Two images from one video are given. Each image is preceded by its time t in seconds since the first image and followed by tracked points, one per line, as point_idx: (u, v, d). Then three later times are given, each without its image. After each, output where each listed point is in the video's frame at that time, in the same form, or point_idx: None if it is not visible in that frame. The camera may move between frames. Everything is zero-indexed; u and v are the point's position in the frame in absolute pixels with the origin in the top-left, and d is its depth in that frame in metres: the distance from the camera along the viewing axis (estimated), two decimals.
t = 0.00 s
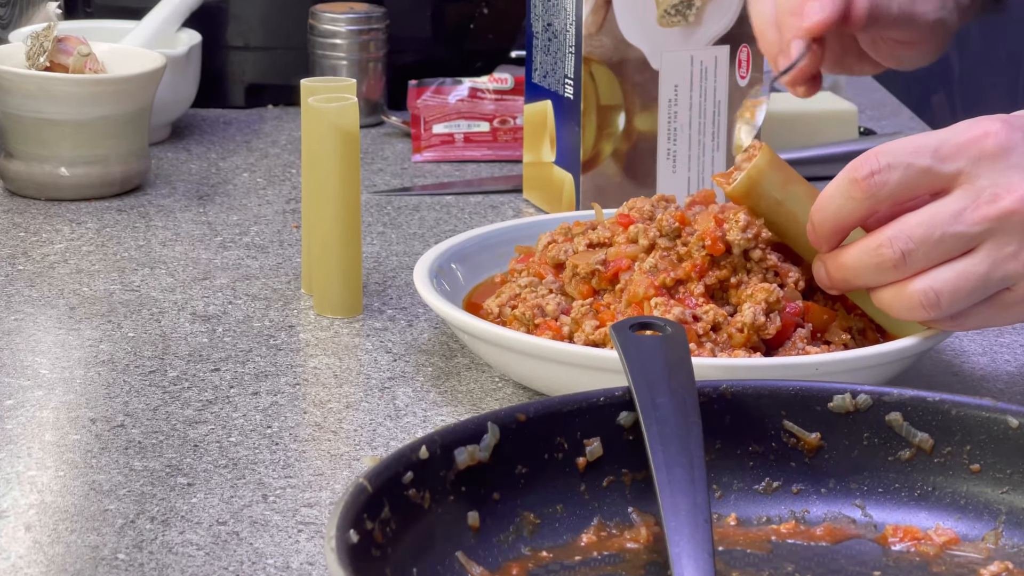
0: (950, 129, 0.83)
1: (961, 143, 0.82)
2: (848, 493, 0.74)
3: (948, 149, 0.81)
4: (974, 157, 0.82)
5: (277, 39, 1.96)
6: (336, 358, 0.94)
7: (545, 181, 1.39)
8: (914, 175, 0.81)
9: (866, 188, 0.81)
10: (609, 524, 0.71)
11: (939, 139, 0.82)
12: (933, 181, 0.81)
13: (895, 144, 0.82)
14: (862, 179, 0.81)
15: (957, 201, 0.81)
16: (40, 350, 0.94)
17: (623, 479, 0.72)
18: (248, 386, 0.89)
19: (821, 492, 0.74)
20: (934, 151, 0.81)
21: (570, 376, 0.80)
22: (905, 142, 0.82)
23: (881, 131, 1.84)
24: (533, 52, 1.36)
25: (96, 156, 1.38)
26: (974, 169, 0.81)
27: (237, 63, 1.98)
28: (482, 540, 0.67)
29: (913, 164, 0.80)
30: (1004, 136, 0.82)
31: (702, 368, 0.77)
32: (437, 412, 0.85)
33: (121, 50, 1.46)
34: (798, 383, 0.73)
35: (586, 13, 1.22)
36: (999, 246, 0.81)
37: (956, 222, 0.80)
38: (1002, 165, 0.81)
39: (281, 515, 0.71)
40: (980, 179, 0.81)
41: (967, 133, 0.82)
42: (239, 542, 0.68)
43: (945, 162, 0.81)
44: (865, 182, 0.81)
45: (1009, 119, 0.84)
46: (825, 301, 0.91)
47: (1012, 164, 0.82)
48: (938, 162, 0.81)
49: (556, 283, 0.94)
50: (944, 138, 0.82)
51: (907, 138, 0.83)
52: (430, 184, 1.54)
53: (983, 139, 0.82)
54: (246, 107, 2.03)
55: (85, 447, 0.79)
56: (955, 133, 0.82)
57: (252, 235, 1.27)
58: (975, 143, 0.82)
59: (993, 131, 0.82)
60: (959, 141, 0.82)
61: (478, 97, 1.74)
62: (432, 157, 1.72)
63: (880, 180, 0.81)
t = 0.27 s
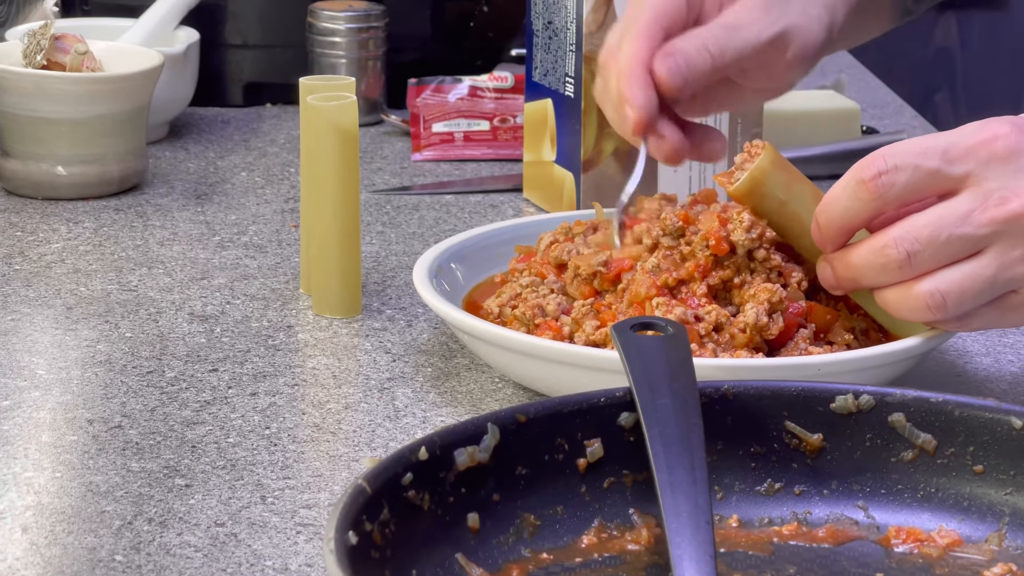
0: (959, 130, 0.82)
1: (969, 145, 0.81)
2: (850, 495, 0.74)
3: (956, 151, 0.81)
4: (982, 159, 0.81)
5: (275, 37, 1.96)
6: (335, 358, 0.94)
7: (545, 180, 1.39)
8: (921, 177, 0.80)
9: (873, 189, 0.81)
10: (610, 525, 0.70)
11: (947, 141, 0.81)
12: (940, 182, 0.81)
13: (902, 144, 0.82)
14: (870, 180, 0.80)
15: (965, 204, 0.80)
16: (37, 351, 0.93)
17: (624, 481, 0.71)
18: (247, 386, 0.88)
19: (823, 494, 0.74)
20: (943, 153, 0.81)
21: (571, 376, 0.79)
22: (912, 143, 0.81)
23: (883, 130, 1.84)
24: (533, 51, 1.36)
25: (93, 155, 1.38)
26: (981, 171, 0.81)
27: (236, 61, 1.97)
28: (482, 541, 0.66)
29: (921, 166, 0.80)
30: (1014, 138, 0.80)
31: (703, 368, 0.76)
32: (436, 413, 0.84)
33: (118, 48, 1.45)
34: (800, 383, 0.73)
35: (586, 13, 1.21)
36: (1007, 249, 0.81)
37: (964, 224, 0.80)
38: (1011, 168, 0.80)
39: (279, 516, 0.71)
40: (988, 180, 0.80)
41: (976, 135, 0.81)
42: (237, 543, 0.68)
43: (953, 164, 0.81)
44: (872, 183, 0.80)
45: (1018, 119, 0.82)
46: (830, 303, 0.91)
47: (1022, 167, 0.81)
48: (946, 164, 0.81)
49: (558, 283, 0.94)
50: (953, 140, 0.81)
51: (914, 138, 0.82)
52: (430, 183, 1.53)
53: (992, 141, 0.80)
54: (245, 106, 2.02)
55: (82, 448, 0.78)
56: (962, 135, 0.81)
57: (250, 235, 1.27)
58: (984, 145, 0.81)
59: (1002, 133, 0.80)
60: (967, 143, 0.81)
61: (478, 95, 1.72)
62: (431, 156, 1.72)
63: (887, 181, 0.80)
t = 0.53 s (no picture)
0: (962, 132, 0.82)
1: (973, 145, 0.80)
2: (852, 496, 0.73)
3: (961, 152, 0.80)
4: (987, 161, 0.80)
5: (273, 36, 1.96)
6: (334, 359, 0.93)
7: (546, 179, 1.38)
8: (925, 176, 0.79)
9: (876, 187, 0.80)
10: (611, 527, 0.70)
11: (953, 142, 0.80)
12: (944, 182, 0.80)
13: (907, 143, 0.81)
14: (873, 179, 0.79)
15: (969, 205, 0.80)
16: (33, 351, 0.93)
17: (625, 482, 0.71)
18: (245, 387, 0.88)
19: (825, 495, 0.73)
20: (947, 153, 0.80)
21: (573, 377, 0.79)
22: (917, 142, 0.80)
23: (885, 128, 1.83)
24: (533, 49, 1.36)
25: (90, 153, 1.37)
26: (986, 172, 0.80)
27: (234, 60, 1.97)
28: (481, 543, 0.65)
29: (925, 165, 0.79)
30: (1018, 140, 0.80)
31: (705, 369, 0.75)
32: (436, 414, 0.84)
33: (115, 47, 1.45)
34: (803, 384, 0.72)
35: (587, 10, 1.21)
36: (1010, 251, 0.80)
37: (967, 225, 0.79)
38: (1016, 169, 0.80)
39: (278, 517, 0.70)
40: (994, 181, 0.80)
41: (980, 137, 0.81)
42: (235, 545, 0.67)
43: (957, 165, 0.80)
44: (875, 181, 0.79)
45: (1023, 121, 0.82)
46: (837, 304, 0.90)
47: None
48: (950, 164, 0.80)
49: (558, 283, 0.93)
50: (957, 141, 0.81)
51: (918, 137, 0.81)
52: (429, 183, 1.53)
53: (997, 143, 0.80)
54: (242, 104, 2.01)
55: (79, 449, 0.78)
56: (968, 136, 0.81)
57: (248, 234, 1.26)
58: (989, 146, 0.80)
59: (1007, 135, 0.80)
60: (971, 144, 0.80)
61: (478, 94, 1.73)
62: (430, 156, 1.71)
63: (891, 180, 0.79)
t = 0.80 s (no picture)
0: (963, 128, 0.81)
1: (974, 142, 0.80)
2: (855, 497, 0.72)
3: (961, 148, 0.80)
4: (987, 157, 0.80)
5: (271, 34, 1.96)
6: (333, 359, 0.93)
7: (546, 178, 1.38)
8: (925, 172, 0.79)
9: (876, 183, 0.79)
10: (611, 529, 0.69)
11: (953, 138, 0.80)
12: (944, 179, 0.80)
13: (908, 139, 0.81)
14: (873, 174, 0.79)
15: (969, 202, 0.79)
16: (30, 351, 0.92)
17: (626, 483, 0.70)
18: (243, 387, 0.87)
19: (827, 496, 0.73)
20: (948, 149, 0.80)
21: (573, 378, 0.78)
22: (918, 139, 0.80)
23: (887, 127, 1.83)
24: (533, 47, 1.35)
25: (87, 153, 1.36)
26: (986, 169, 0.79)
27: (232, 58, 1.96)
28: (481, 545, 0.65)
29: (926, 162, 0.79)
30: (1019, 137, 0.80)
31: (706, 370, 0.75)
32: (435, 414, 0.83)
33: (112, 45, 1.44)
34: (804, 384, 0.71)
35: (587, 8, 1.20)
36: (1010, 248, 0.79)
37: (967, 222, 0.79)
38: (1017, 166, 0.79)
39: (276, 519, 0.70)
40: (993, 178, 0.79)
41: (981, 133, 0.80)
42: (233, 547, 0.67)
43: (958, 161, 0.80)
44: (875, 177, 0.79)
45: None
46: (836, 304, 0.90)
47: None
48: (951, 160, 0.80)
49: (558, 282, 0.92)
50: (958, 137, 0.80)
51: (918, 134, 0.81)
52: (428, 182, 1.52)
53: (998, 139, 0.80)
54: (241, 103, 2.00)
55: (76, 450, 0.77)
56: (968, 132, 0.80)
57: (246, 234, 1.26)
58: (990, 143, 0.80)
59: (1008, 131, 0.80)
60: (972, 140, 0.80)
61: (478, 92, 1.71)
62: (430, 155, 1.71)
63: (891, 176, 0.79)
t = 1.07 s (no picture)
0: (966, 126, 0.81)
1: (976, 141, 0.79)
2: (858, 499, 0.72)
3: (963, 148, 0.79)
4: (990, 156, 0.79)
5: (269, 32, 1.96)
6: (332, 360, 0.92)
7: (546, 177, 1.37)
8: (927, 173, 0.79)
9: (877, 184, 0.79)
10: (612, 531, 0.68)
11: (954, 137, 0.79)
12: (947, 179, 0.79)
13: (909, 139, 0.80)
14: (874, 175, 0.79)
15: (971, 203, 0.78)
16: (26, 352, 0.92)
17: (627, 485, 0.70)
18: (241, 388, 0.86)
19: (830, 498, 0.72)
20: (949, 149, 0.79)
21: (573, 378, 0.78)
22: (920, 138, 0.80)
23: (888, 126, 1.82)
24: (533, 46, 1.35)
25: (84, 152, 1.36)
26: (988, 168, 0.79)
27: (231, 56, 1.96)
28: (482, 546, 0.64)
29: (927, 162, 0.78)
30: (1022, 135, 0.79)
31: (707, 370, 0.74)
32: (434, 415, 0.83)
33: (109, 43, 1.43)
34: (806, 385, 0.71)
35: (588, 6, 1.19)
36: (1013, 249, 0.79)
37: (970, 223, 0.78)
38: (1019, 165, 0.79)
39: (275, 521, 0.69)
40: (996, 178, 0.79)
41: (985, 131, 0.80)
42: (231, 549, 0.66)
43: (960, 161, 0.79)
44: (877, 178, 0.79)
45: None
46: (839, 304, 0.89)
47: None
48: (953, 160, 0.79)
49: (558, 282, 0.92)
50: (960, 136, 0.80)
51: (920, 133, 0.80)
52: (428, 181, 1.52)
53: (1000, 137, 0.79)
54: (238, 101, 2.00)
55: (73, 451, 0.76)
56: (970, 131, 0.80)
57: (244, 234, 1.25)
58: (993, 141, 0.79)
59: (1010, 130, 0.79)
60: (975, 139, 0.79)
61: (478, 91, 1.71)
62: (429, 154, 1.70)
63: (892, 177, 0.79)
